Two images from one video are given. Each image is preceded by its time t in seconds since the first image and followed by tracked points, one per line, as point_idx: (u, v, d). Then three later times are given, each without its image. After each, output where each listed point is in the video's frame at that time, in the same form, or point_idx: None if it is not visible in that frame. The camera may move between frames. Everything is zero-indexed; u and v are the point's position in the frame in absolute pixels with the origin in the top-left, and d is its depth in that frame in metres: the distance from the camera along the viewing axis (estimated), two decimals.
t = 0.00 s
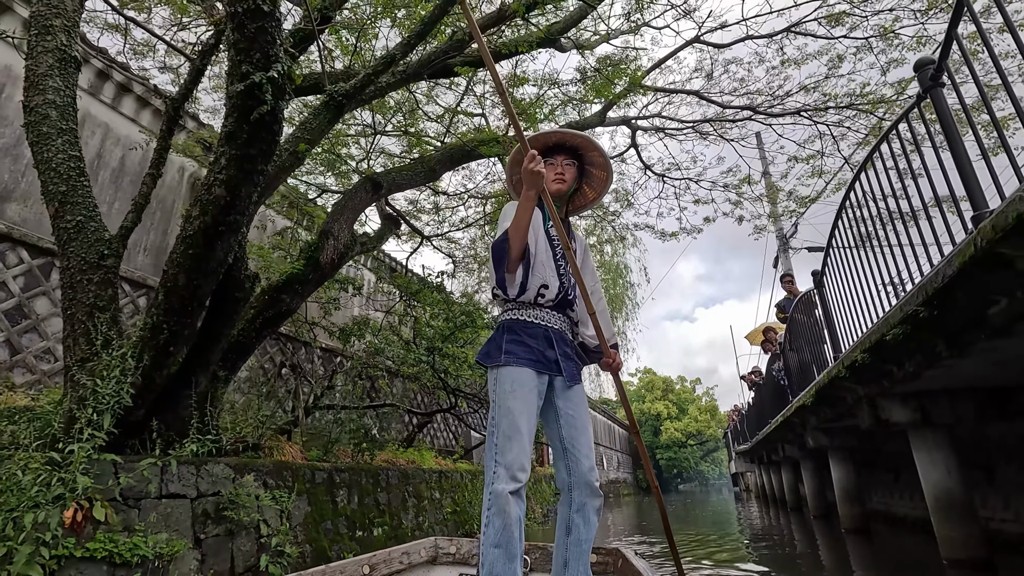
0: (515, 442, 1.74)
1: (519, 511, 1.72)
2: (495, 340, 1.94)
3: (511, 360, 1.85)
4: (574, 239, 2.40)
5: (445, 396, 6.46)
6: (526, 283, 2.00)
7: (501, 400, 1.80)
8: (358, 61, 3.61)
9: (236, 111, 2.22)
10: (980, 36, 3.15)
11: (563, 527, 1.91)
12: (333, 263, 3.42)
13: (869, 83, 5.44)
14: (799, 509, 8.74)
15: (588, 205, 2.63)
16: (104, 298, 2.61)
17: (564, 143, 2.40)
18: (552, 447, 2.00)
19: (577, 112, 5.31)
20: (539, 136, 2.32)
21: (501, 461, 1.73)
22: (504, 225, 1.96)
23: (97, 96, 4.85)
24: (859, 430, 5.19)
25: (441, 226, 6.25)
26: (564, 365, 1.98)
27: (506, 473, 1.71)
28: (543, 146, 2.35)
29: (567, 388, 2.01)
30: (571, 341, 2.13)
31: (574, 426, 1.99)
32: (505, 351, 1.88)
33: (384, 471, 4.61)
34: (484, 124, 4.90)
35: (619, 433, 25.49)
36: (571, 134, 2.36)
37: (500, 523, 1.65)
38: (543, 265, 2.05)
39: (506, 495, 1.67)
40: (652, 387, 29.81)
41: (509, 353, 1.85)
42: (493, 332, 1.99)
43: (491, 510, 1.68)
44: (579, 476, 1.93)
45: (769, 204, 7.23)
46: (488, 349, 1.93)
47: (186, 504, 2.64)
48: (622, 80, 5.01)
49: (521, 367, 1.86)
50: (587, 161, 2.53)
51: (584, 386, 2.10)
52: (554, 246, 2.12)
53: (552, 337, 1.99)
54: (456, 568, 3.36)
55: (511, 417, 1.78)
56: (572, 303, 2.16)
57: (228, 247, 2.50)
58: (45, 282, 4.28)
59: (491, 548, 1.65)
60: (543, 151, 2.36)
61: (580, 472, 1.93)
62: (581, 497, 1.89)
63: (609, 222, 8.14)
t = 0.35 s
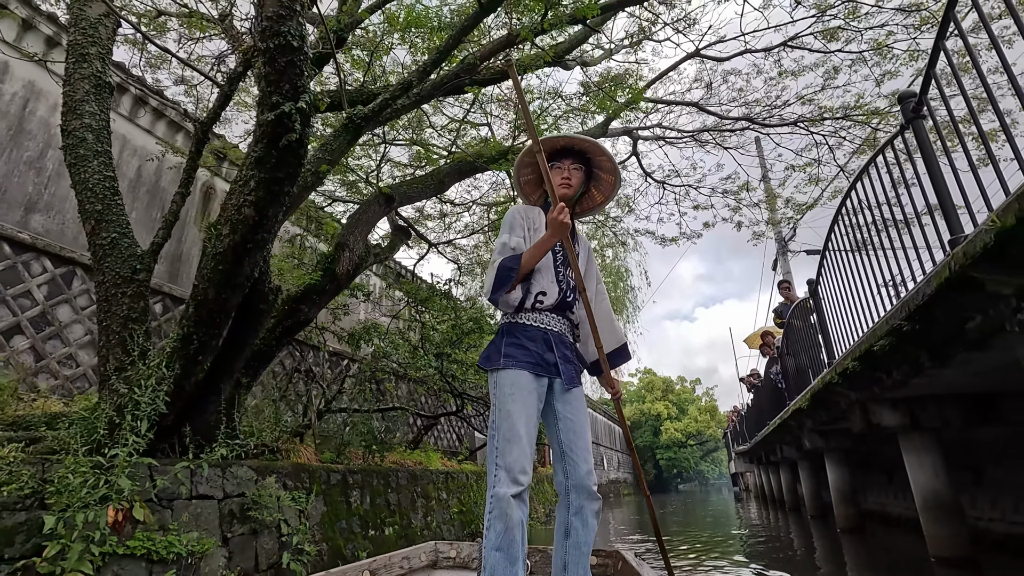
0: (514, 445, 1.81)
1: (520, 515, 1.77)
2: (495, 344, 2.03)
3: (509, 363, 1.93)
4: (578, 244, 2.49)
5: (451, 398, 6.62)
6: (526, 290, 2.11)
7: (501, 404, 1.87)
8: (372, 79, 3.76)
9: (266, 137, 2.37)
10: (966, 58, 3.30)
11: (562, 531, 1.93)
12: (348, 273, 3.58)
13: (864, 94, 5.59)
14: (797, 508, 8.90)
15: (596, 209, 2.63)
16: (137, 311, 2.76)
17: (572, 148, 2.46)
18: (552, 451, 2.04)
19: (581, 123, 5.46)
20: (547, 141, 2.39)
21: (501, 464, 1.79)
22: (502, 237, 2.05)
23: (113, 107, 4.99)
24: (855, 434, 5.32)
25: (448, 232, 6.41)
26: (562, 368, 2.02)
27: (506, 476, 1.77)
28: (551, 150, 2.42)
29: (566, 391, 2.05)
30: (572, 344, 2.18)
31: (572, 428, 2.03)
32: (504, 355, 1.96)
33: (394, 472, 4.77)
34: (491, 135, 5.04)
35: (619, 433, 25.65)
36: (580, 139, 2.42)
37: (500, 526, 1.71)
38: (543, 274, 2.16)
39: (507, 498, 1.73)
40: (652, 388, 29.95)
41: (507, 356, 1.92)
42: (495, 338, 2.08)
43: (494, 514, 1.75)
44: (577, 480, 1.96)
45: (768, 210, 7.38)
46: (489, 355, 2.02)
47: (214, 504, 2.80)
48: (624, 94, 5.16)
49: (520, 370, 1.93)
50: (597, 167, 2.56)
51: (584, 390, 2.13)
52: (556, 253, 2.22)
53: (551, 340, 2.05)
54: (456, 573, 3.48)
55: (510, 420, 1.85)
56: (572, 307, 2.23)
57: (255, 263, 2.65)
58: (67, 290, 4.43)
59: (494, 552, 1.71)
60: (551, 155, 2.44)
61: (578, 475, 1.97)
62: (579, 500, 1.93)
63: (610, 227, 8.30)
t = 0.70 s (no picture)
0: (506, 445, 1.78)
1: (513, 516, 1.75)
2: (484, 339, 1.99)
3: (500, 359, 1.90)
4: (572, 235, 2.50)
5: (455, 399, 6.77)
6: (518, 282, 2.07)
7: (492, 401, 1.84)
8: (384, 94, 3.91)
9: (290, 156, 2.51)
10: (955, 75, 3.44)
11: (553, 530, 1.93)
12: (361, 280, 3.73)
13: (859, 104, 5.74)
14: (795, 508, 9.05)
15: (590, 197, 2.54)
16: (164, 317, 2.90)
17: (563, 133, 2.42)
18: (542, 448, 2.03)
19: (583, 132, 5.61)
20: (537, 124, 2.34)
21: (492, 463, 1.77)
22: (494, 226, 2.04)
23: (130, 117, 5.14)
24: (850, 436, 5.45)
25: (453, 237, 6.56)
26: (553, 362, 2.01)
27: (497, 476, 1.75)
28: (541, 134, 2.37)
29: (557, 386, 2.04)
30: (565, 337, 2.16)
31: (563, 425, 2.01)
32: (494, 350, 1.93)
33: (402, 471, 4.92)
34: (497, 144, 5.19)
35: (619, 434, 25.80)
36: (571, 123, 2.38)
37: (493, 527, 1.69)
38: (535, 266, 2.13)
39: (499, 499, 1.71)
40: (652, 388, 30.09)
41: (498, 351, 1.90)
42: (485, 332, 2.05)
43: (486, 515, 1.72)
44: (566, 478, 1.95)
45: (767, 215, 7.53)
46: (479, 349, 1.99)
47: (236, 502, 2.94)
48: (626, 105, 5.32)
49: (510, 365, 1.90)
50: (590, 155, 2.50)
51: (576, 384, 2.12)
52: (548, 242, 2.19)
53: (543, 335, 2.03)
54: (453, 574, 3.38)
55: (501, 417, 1.82)
56: (565, 299, 2.20)
57: (277, 273, 2.79)
58: (86, 295, 4.57)
59: (488, 554, 1.69)
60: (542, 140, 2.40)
61: (568, 474, 1.96)
62: (568, 498, 1.92)
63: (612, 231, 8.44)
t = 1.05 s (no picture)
0: (505, 444, 1.86)
1: (511, 515, 1.82)
2: (484, 336, 2.08)
3: (499, 355, 1.99)
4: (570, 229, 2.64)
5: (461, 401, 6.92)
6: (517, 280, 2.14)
7: (491, 399, 1.93)
8: (395, 109, 4.07)
9: (313, 174, 2.66)
10: (945, 91, 3.58)
11: (549, 528, 2.03)
12: (374, 288, 3.88)
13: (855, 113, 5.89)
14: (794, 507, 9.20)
15: (586, 190, 2.67)
16: (189, 326, 3.05)
17: (556, 129, 2.49)
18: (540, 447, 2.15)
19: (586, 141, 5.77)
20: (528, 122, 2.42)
21: (491, 461, 1.85)
22: (489, 225, 2.12)
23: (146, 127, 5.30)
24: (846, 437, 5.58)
25: (459, 242, 6.72)
26: (553, 360, 2.12)
27: (496, 475, 1.82)
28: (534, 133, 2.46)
29: (557, 384, 2.16)
30: (565, 333, 2.25)
31: (560, 424, 2.14)
32: (494, 347, 2.02)
33: (411, 471, 5.07)
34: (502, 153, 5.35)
35: (620, 433, 25.95)
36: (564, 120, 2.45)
37: (491, 526, 1.77)
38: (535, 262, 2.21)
39: (497, 498, 1.78)
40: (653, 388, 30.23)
41: (497, 348, 1.99)
42: (485, 330, 2.13)
43: (484, 514, 1.80)
44: (562, 477, 2.08)
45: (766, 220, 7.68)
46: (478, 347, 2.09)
47: (258, 500, 3.09)
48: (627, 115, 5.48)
49: (509, 363, 1.99)
50: (583, 149, 2.60)
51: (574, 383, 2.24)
52: (546, 234, 2.32)
53: (543, 332, 2.12)
54: (451, 572, 3.45)
55: (500, 416, 1.91)
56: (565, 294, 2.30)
57: (298, 283, 2.95)
58: (106, 300, 4.72)
59: (485, 553, 1.75)
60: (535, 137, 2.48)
61: (563, 473, 2.08)
62: (563, 496, 2.05)
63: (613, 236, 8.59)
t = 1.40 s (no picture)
0: (512, 441, 1.99)
1: (516, 511, 1.96)
2: (494, 336, 2.21)
3: (508, 354, 2.12)
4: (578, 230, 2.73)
5: (467, 400, 7.07)
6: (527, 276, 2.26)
7: (500, 397, 2.06)
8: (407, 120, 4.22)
9: (336, 187, 2.81)
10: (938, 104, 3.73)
11: (553, 524, 2.17)
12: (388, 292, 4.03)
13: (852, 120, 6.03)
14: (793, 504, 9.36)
15: (592, 184, 2.70)
16: (216, 329, 3.20)
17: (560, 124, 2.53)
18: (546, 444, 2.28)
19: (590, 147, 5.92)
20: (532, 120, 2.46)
21: (499, 457, 1.98)
22: (498, 218, 2.24)
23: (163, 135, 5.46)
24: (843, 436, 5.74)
25: (465, 245, 6.86)
26: (561, 358, 2.24)
27: (503, 472, 1.95)
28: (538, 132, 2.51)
29: (566, 380, 2.28)
30: (573, 330, 2.38)
31: (567, 421, 2.27)
32: (503, 345, 2.14)
33: (420, 468, 5.23)
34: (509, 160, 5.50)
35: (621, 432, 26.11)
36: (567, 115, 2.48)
37: (497, 523, 1.91)
38: (545, 262, 2.33)
39: (504, 495, 1.92)
40: (654, 387, 30.37)
41: (506, 346, 2.11)
42: (494, 328, 2.27)
43: (490, 510, 1.94)
44: (567, 474, 2.21)
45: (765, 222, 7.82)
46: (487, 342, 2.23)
47: (280, 496, 3.24)
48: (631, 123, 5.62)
49: (518, 361, 2.12)
50: (587, 143, 2.64)
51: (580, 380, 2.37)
52: (554, 236, 2.42)
53: (552, 330, 2.24)
54: (452, 568, 3.54)
55: (507, 413, 2.04)
56: (574, 293, 2.42)
57: (320, 290, 3.10)
58: (126, 303, 4.87)
59: (490, 549, 1.90)
60: (539, 135, 2.52)
61: (568, 471, 2.22)
62: (567, 493, 2.18)
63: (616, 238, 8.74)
